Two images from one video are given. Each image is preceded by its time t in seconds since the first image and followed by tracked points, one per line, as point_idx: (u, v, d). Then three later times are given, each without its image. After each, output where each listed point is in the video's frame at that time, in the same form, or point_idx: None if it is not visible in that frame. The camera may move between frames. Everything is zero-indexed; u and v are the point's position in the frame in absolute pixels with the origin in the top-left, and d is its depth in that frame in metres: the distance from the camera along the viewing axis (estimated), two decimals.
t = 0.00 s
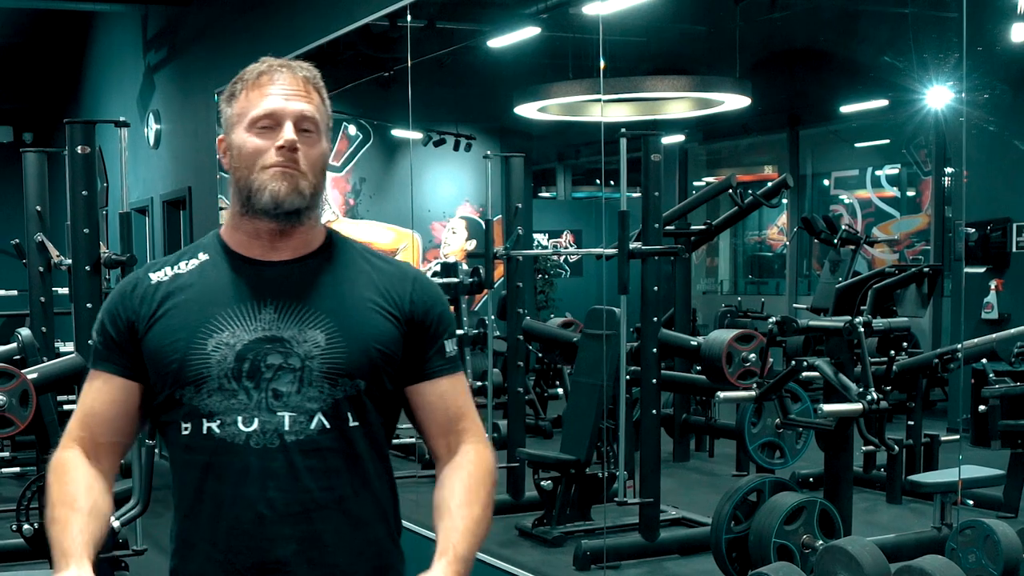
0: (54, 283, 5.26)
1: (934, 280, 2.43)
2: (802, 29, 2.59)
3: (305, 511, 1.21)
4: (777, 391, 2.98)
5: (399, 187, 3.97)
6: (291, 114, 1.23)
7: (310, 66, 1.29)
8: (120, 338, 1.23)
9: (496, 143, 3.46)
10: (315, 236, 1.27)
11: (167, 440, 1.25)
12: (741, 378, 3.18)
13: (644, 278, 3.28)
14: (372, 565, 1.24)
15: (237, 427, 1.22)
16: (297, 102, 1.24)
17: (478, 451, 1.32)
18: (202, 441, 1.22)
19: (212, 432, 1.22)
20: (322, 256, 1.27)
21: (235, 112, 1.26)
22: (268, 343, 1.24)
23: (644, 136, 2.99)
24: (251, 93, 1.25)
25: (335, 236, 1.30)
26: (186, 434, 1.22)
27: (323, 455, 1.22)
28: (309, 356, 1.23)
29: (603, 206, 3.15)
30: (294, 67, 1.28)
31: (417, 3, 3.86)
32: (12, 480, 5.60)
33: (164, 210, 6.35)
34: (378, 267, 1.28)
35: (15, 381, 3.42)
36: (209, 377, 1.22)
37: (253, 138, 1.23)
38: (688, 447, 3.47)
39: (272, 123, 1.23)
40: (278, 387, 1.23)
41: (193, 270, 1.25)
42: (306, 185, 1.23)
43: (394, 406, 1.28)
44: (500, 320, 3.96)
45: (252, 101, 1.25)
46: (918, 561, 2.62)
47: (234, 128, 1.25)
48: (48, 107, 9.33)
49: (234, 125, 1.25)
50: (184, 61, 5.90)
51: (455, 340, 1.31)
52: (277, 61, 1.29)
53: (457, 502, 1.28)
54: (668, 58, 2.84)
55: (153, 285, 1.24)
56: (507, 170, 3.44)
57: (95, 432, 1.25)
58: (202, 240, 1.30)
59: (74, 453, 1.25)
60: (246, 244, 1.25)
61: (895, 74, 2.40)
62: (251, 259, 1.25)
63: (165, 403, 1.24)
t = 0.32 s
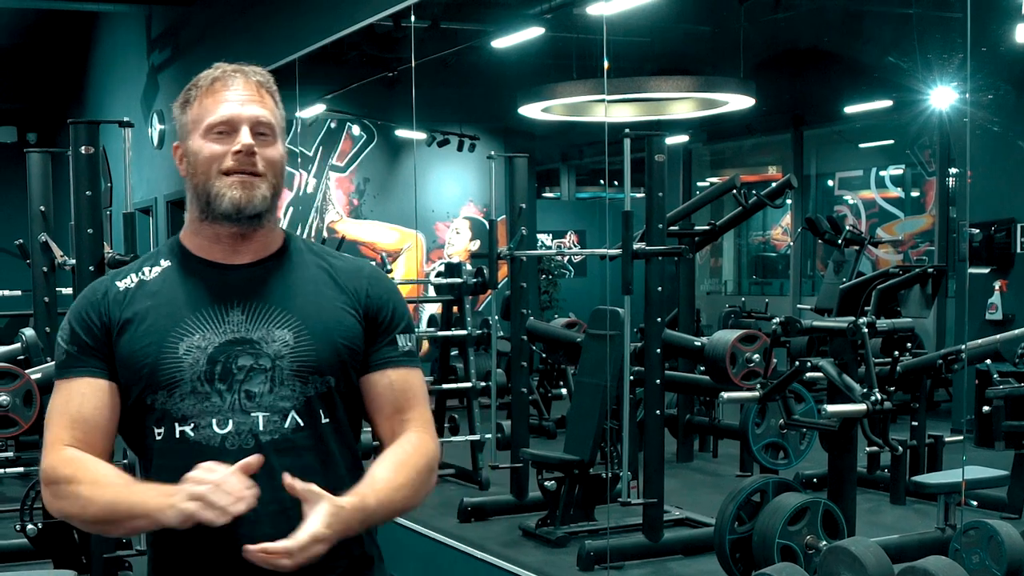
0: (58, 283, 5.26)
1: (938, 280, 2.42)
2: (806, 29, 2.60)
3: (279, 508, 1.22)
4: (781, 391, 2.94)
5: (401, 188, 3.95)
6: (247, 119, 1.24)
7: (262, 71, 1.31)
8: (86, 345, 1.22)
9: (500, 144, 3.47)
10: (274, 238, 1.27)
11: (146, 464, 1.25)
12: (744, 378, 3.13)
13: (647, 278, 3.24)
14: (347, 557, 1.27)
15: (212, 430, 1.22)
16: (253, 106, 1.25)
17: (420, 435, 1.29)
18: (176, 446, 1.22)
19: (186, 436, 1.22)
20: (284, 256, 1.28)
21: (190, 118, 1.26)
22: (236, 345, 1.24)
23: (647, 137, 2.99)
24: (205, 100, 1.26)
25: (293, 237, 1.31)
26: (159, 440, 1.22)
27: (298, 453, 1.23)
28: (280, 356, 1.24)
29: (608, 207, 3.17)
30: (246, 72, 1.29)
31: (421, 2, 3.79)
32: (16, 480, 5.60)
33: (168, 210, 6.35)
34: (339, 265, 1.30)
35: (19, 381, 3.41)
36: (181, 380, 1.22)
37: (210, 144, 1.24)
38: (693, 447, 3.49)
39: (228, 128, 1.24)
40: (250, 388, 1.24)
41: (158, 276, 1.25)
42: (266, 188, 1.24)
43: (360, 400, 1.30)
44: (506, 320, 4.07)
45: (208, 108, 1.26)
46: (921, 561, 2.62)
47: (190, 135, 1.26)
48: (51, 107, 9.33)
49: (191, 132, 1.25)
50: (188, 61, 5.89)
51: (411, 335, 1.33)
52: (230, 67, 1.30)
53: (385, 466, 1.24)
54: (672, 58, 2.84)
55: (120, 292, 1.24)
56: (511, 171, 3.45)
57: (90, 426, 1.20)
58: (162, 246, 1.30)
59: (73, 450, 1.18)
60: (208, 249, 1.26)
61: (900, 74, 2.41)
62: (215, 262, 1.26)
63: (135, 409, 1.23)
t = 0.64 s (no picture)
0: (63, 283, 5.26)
1: (943, 281, 2.42)
2: (811, 29, 2.60)
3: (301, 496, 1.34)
4: (786, 391, 2.98)
5: (406, 189, 3.97)
6: (213, 125, 1.30)
7: (222, 72, 1.36)
8: (93, 369, 1.29)
9: (504, 144, 3.46)
10: (254, 240, 1.36)
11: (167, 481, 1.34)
12: (748, 378, 3.14)
13: (652, 278, 3.24)
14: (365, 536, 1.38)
15: (225, 441, 1.32)
16: (218, 112, 1.31)
17: (419, 409, 1.40)
18: (194, 461, 1.32)
19: (200, 448, 1.32)
20: (269, 258, 1.37)
21: (160, 132, 1.32)
22: (239, 355, 1.33)
23: (652, 137, 3.01)
24: (170, 110, 1.32)
25: (273, 237, 1.40)
26: (175, 453, 1.32)
27: (309, 449, 1.35)
28: (281, 360, 1.33)
29: (612, 206, 3.14)
30: (204, 75, 1.35)
31: (426, 2, 3.79)
32: (22, 480, 5.60)
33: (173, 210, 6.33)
34: (324, 262, 1.39)
35: (23, 381, 3.40)
36: (192, 397, 1.31)
37: (182, 155, 1.30)
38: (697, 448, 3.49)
39: (197, 136, 1.30)
40: (257, 395, 1.33)
41: (152, 290, 1.33)
42: (244, 192, 1.31)
43: (359, 391, 1.41)
44: (510, 320, 3.99)
45: (175, 119, 1.31)
46: (926, 561, 2.61)
47: (160, 148, 1.32)
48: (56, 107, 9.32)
49: (160, 145, 1.31)
50: (193, 62, 5.89)
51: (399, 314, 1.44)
52: (190, 73, 1.35)
53: (383, 447, 1.34)
54: (678, 58, 2.83)
55: (118, 314, 1.31)
56: (516, 171, 3.46)
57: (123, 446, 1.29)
58: (147, 257, 1.37)
59: (111, 474, 1.27)
60: (191, 256, 1.34)
61: (905, 74, 2.39)
62: (207, 272, 1.34)
63: (151, 423, 1.33)
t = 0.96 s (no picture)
0: (67, 282, 5.26)
1: (948, 281, 2.42)
2: (817, 28, 2.61)
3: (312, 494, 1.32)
4: (790, 391, 2.96)
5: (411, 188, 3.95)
6: (234, 127, 1.28)
7: (246, 71, 1.33)
8: (114, 364, 1.31)
9: (509, 143, 3.46)
10: (277, 238, 1.34)
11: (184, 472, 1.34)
12: (753, 378, 3.15)
13: (657, 278, 3.28)
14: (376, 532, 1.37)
15: (238, 441, 1.32)
16: (240, 114, 1.29)
17: (432, 411, 1.35)
18: (207, 459, 1.32)
19: (214, 448, 1.32)
20: (289, 257, 1.35)
21: (182, 131, 1.30)
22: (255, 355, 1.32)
23: (657, 137, 2.98)
24: (193, 111, 1.30)
25: (296, 234, 1.38)
26: (190, 451, 1.32)
27: (322, 452, 1.33)
28: (295, 362, 1.32)
29: (617, 207, 3.16)
30: (229, 74, 1.32)
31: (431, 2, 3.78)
32: (26, 480, 5.60)
33: (178, 210, 6.32)
34: (342, 261, 1.36)
35: (28, 380, 3.39)
36: (206, 395, 1.31)
37: (202, 157, 1.27)
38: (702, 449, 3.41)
39: (218, 139, 1.27)
40: (272, 397, 1.33)
41: (174, 287, 1.32)
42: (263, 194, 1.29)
43: (377, 392, 1.38)
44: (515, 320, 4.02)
45: (198, 119, 1.29)
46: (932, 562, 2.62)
47: (182, 147, 1.30)
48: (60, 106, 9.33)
49: (181, 145, 1.29)
50: (197, 62, 5.90)
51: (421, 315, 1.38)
52: (216, 72, 1.32)
53: (386, 445, 1.30)
54: (683, 57, 2.84)
55: (140, 310, 1.32)
56: (521, 171, 3.46)
57: (137, 437, 1.30)
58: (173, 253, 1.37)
59: (125, 464, 1.28)
60: (213, 254, 1.33)
61: (910, 74, 2.41)
62: (229, 270, 1.33)
63: (167, 420, 1.33)
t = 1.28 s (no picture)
0: (72, 282, 5.26)
1: (953, 280, 2.47)
2: (823, 27, 2.60)
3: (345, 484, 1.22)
4: (795, 391, 2.95)
5: (415, 188, 3.91)
6: (321, 122, 1.21)
7: (337, 71, 1.26)
8: (172, 346, 1.24)
9: (513, 143, 3.47)
10: (350, 237, 1.26)
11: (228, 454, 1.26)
12: (758, 378, 3.07)
13: (661, 277, 3.18)
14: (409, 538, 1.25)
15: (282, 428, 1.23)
16: (326, 110, 1.22)
17: (473, 419, 1.24)
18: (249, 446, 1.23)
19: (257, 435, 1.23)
20: (359, 253, 1.26)
21: (267, 121, 1.23)
22: (309, 346, 1.23)
23: (662, 136, 2.98)
24: (279, 103, 1.23)
25: (370, 232, 1.29)
26: (238, 437, 1.24)
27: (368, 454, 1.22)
28: (347, 356, 1.22)
29: (621, 206, 3.14)
30: (320, 72, 1.25)
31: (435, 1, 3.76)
32: (30, 480, 5.60)
33: (182, 210, 6.32)
34: (408, 261, 1.27)
35: (33, 380, 3.38)
36: (256, 382, 1.22)
37: (284, 148, 1.20)
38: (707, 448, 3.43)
39: (302, 132, 1.21)
40: (320, 387, 1.23)
41: (240, 277, 1.25)
42: (341, 190, 1.21)
43: (429, 399, 1.26)
44: (518, 319, 3.99)
45: (283, 112, 1.22)
46: (938, 562, 2.60)
47: (266, 136, 1.23)
48: (64, 108, 9.33)
49: (265, 134, 1.22)
50: (201, 62, 5.89)
51: (482, 329, 1.27)
52: (306, 70, 1.26)
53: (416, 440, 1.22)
54: (687, 57, 2.82)
55: (203, 293, 1.25)
56: (524, 171, 3.44)
57: (180, 412, 1.23)
58: (249, 245, 1.30)
59: (165, 437, 1.23)
60: (285, 248, 1.25)
61: (915, 73, 2.42)
62: (293, 263, 1.24)
63: (215, 406, 1.25)
